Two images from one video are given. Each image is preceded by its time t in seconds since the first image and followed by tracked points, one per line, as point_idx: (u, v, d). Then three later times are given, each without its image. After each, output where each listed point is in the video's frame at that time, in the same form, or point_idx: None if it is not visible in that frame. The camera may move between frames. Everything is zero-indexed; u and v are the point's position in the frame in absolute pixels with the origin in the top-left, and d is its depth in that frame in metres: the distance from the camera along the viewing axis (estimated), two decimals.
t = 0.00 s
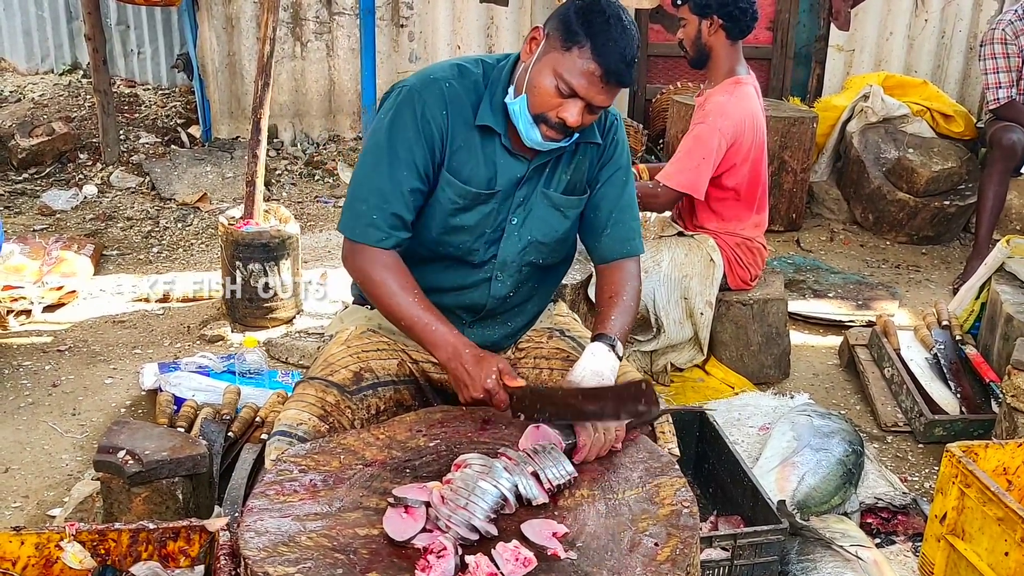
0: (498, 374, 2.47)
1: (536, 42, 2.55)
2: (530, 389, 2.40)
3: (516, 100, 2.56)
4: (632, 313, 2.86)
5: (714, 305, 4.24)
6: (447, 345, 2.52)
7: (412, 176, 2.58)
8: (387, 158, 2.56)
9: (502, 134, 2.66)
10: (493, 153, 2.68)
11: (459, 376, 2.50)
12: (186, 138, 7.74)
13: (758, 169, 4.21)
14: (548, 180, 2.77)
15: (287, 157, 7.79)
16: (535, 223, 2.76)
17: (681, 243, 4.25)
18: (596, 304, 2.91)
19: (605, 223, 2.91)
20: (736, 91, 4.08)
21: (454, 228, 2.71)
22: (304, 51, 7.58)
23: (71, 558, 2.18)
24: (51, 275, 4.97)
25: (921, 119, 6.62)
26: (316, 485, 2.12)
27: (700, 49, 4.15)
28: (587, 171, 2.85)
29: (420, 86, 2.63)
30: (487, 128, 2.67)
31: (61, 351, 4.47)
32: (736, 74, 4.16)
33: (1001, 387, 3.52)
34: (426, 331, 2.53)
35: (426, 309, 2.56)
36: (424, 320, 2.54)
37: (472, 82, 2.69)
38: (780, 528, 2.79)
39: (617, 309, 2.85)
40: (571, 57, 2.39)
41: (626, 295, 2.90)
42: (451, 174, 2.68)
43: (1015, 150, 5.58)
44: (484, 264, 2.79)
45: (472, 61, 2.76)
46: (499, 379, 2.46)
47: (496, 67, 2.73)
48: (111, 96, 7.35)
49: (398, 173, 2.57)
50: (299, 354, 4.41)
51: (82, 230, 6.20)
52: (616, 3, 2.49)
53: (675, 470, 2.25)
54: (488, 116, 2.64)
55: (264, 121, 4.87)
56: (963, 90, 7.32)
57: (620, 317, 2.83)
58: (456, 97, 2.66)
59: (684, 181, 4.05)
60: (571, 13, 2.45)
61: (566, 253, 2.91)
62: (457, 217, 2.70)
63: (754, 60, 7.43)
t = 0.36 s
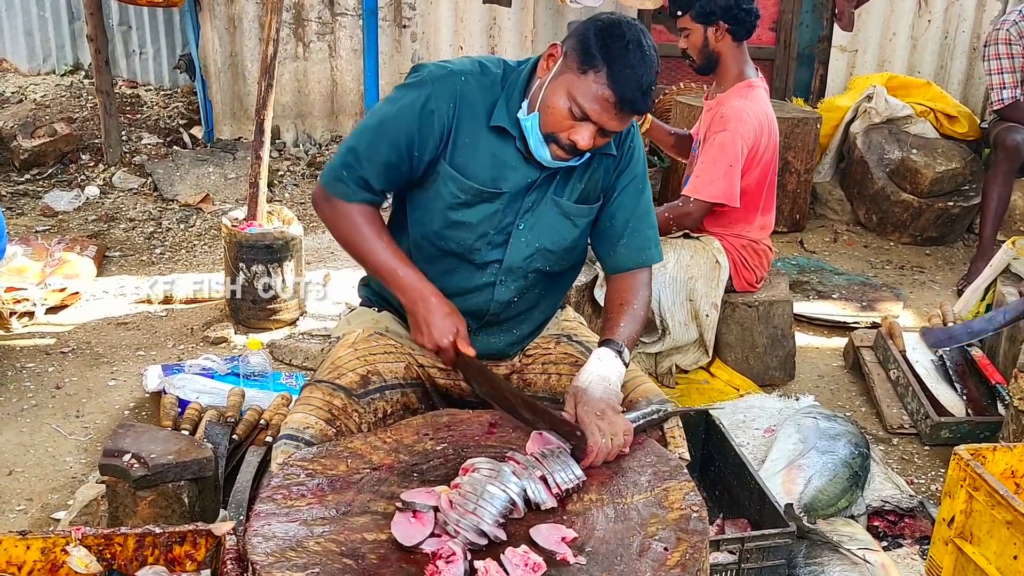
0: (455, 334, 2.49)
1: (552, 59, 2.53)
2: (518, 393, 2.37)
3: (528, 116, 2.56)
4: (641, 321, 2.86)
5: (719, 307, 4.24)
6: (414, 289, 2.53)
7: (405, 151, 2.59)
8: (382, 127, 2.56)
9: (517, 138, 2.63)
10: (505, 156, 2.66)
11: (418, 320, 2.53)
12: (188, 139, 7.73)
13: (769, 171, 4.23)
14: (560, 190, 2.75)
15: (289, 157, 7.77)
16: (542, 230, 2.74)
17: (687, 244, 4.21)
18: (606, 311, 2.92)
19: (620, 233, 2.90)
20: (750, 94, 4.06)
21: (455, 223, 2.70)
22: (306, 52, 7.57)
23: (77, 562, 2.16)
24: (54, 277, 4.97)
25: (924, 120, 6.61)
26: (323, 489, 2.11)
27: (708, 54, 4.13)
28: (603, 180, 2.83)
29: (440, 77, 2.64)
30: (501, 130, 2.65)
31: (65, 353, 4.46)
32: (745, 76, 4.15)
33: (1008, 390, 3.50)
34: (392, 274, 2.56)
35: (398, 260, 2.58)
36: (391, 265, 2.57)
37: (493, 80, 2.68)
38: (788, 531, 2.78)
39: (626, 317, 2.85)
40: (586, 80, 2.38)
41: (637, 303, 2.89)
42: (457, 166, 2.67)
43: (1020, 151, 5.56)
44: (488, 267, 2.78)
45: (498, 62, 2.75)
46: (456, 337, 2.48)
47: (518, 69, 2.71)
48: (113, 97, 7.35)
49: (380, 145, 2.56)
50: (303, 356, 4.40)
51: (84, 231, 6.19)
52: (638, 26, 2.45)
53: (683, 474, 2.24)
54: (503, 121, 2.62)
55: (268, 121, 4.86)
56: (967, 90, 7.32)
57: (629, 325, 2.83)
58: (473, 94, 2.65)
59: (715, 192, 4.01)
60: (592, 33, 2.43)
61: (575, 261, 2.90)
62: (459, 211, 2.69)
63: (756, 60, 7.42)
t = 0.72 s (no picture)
0: (507, 386, 2.44)
1: (540, 50, 2.53)
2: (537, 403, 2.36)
3: (522, 108, 2.54)
4: (639, 320, 2.85)
5: (716, 312, 4.25)
6: (454, 351, 2.47)
7: (418, 181, 2.57)
8: (392, 163, 2.54)
9: (508, 140, 2.65)
10: (500, 160, 2.67)
11: (465, 384, 2.46)
12: (183, 141, 7.72)
13: (772, 179, 4.25)
14: (553, 187, 2.76)
15: (285, 161, 7.77)
16: (541, 230, 2.75)
17: (684, 249, 4.24)
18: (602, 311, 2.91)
19: (611, 230, 2.90)
20: (753, 104, 4.08)
21: (460, 235, 2.70)
22: (302, 55, 7.56)
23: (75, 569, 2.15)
24: (50, 281, 4.97)
25: (920, 124, 6.63)
26: (323, 495, 2.10)
27: (712, 62, 4.12)
28: (592, 178, 2.85)
29: (429, 92, 2.63)
30: (493, 134, 2.66)
31: (60, 357, 4.44)
32: (748, 85, 4.16)
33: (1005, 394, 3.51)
34: (430, 338, 2.50)
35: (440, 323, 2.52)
36: (432, 327, 2.51)
37: (481, 87, 2.69)
38: (785, 536, 2.79)
39: (624, 316, 2.84)
40: (577, 66, 2.38)
41: (633, 302, 2.89)
42: (458, 181, 2.67)
43: (1015, 155, 5.57)
44: (489, 272, 2.78)
45: (480, 67, 2.76)
46: (509, 390, 2.43)
47: (503, 73, 2.72)
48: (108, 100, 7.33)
49: (403, 180, 2.55)
50: (299, 360, 4.39)
51: (80, 234, 6.18)
52: (621, 10, 2.48)
53: (682, 480, 2.24)
54: (495, 122, 2.62)
55: (264, 125, 4.85)
56: (962, 94, 7.35)
57: (627, 324, 2.82)
58: (463, 103, 2.65)
59: (716, 203, 4.04)
60: (577, 21, 2.44)
61: (571, 260, 2.90)
62: (464, 223, 2.68)
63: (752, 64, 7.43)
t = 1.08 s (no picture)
0: (444, 350, 2.52)
1: (536, 69, 2.54)
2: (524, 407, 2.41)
3: (513, 126, 2.57)
4: (629, 328, 2.87)
5: (704, 315, 4.27)
6: (405, 304, 2.56)
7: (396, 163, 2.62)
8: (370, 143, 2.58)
9: (502, 146, 2.65)
10: (489, 163, 2.68)
11: (408, 336, 2.55)
12: (172, 145, 7.70)
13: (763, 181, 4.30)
14: (547, 196, 2.77)
15: (274, 165, 7.76)
16: (531, 238, 2.75)
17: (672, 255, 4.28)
18: (594, 317, 2.92)
19: (606, 240, 2.91)
20: (746, 109, 4.12)
21: (444, 232, 2.71)
22: (291, 59, 7.56)
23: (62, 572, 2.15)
24: (37, 285, 4.92)
25: (906, 129, 6.68)
26: (311, 498, 2.10)
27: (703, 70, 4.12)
28: (588, 187, 2.85)
29: (422, 87, 2.66)
30: (486, 139, 2.67)
31: (47, 360, 4.42)
32: (734, 92, 4.21)
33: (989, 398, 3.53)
34: (383, 291, 2.59)
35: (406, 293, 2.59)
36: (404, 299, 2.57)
37: (478, 89, 2.72)
38: (773, 538, 2.80)
39: (614, 323, 2.85)
40: (570, 91, 2.39)
41: (625, 309, 2.90)
42: (444, 176, 2.69)
43: (999, 159, 5.60)
44: (478, 276, 2.79)
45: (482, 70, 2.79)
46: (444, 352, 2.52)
47: (503, 79, 2.74)
48: (96, 103, 7.31)
49: (372, 162, 2.58)
50: (288, 363, 4.38)
51: (68, 238, 6.16)
52: (619, 35, 2.48)
53: (670, 481, 2.25)
54: (489, 126, 2.63)
55: (253, 129, 4.85)
56: (947, 100, 7.42)
57: (617, 331, 2.84)
58: (459, 102, 2.68)
59: (746, 208, 3.98)
60: (575, 44, 2.45)
61: (562, 267, 2.91)
62: (448, 220, 2.70)
63: (740, 69, 7.46)
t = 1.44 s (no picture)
0: (489, 381, 2.49)
1: (524, 51, 2.56)
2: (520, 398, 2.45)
3: (503, 108, 2.58)
4: (617, 318, 2.90)
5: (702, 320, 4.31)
6: (437, 349, 2.52)
7: (399, 179, 2.60)
8: (376, 165, 2.58)
9: (490, 139, 2.68)
10: (481, 159, 2.70)
11: (447, 381, 2.51)
12: (166, 146, 7.70)
13: (749, 185, 4.33)
14: (535, 186, 2.79)
15: (268, 165, 7.76)
16: (522, 228, 2.77)
17: (676, 261, 4.24)
18: (582, 311, 2.95)
19: (592, 229, 2.94)
20: (731, 114, 4.13)
21: (443, 233, 2.72)
22: (285, 60, 7.57)
23: (54, 569, 2.16)
24: (30, 284, 4.92)
25: (899, 129, 6.70)
26: (303, 494, 2.11)
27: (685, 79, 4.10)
28: (574, 177, 2.88)
29: (410, 92, 2.65)
30: (475, 134, 2.68)
31: (41, 360, 4.43)
32: (720, 96, 4.20)
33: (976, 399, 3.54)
34: (412, 334, 2.55)
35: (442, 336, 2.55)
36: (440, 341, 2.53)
37: (462, 88, 2.71)
38: (763, 535, 2.81)
39: (603, 315, 2.88)
40: (558, 65, 2.40)
41: (612, 301, 2.93)
42: (439, 179, 2.69)
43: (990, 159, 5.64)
44: (472, 270, 2.81)
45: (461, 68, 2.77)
46: (490, 385, 2.49)
47: (485, 74, 2.75)
48: (90, 104, 7.30)
49: (384, 178, 2.58)
50: (281, 362, 4.39)
51: (62, 238, 6.16)
52: (602, 12, 2.50)
53: (660, 477, 2.27)
54: (477, 122, 2.65)
55: (247, 128, 4.85)
56: (940, 101, 7.45)
57: (605, 322, 2.87)
58: (446, 103, 2.67)
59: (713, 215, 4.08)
60: (558, 22, 2.46)
61: (552, 258, 2.93)
62: (446, 221, 2.71)
63: (733, 70, 7.48)
